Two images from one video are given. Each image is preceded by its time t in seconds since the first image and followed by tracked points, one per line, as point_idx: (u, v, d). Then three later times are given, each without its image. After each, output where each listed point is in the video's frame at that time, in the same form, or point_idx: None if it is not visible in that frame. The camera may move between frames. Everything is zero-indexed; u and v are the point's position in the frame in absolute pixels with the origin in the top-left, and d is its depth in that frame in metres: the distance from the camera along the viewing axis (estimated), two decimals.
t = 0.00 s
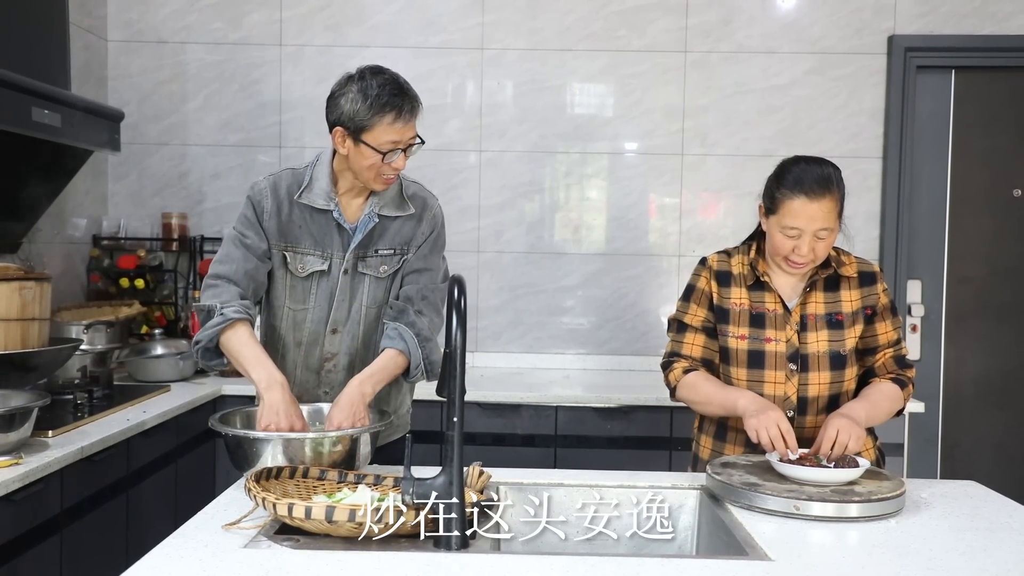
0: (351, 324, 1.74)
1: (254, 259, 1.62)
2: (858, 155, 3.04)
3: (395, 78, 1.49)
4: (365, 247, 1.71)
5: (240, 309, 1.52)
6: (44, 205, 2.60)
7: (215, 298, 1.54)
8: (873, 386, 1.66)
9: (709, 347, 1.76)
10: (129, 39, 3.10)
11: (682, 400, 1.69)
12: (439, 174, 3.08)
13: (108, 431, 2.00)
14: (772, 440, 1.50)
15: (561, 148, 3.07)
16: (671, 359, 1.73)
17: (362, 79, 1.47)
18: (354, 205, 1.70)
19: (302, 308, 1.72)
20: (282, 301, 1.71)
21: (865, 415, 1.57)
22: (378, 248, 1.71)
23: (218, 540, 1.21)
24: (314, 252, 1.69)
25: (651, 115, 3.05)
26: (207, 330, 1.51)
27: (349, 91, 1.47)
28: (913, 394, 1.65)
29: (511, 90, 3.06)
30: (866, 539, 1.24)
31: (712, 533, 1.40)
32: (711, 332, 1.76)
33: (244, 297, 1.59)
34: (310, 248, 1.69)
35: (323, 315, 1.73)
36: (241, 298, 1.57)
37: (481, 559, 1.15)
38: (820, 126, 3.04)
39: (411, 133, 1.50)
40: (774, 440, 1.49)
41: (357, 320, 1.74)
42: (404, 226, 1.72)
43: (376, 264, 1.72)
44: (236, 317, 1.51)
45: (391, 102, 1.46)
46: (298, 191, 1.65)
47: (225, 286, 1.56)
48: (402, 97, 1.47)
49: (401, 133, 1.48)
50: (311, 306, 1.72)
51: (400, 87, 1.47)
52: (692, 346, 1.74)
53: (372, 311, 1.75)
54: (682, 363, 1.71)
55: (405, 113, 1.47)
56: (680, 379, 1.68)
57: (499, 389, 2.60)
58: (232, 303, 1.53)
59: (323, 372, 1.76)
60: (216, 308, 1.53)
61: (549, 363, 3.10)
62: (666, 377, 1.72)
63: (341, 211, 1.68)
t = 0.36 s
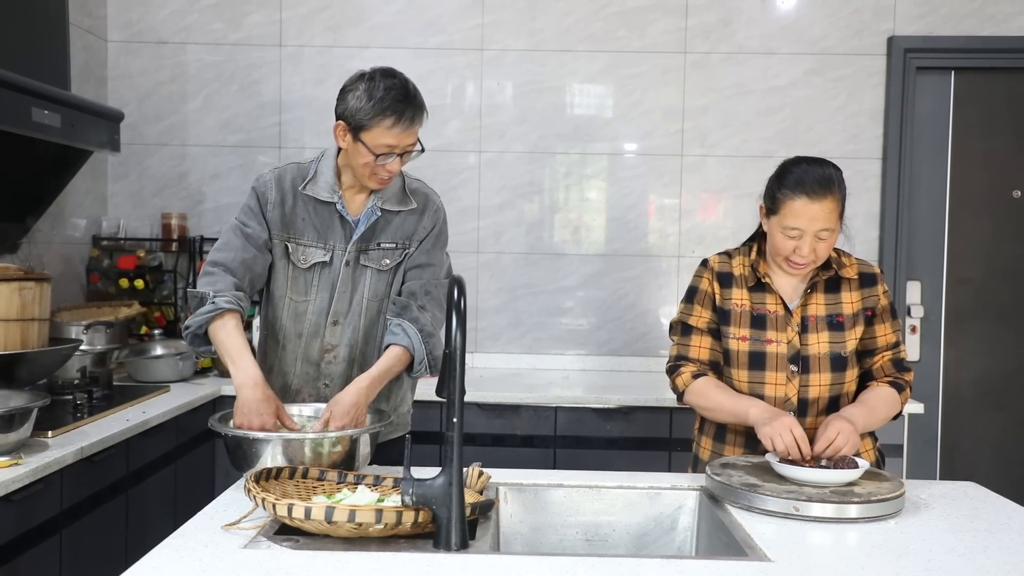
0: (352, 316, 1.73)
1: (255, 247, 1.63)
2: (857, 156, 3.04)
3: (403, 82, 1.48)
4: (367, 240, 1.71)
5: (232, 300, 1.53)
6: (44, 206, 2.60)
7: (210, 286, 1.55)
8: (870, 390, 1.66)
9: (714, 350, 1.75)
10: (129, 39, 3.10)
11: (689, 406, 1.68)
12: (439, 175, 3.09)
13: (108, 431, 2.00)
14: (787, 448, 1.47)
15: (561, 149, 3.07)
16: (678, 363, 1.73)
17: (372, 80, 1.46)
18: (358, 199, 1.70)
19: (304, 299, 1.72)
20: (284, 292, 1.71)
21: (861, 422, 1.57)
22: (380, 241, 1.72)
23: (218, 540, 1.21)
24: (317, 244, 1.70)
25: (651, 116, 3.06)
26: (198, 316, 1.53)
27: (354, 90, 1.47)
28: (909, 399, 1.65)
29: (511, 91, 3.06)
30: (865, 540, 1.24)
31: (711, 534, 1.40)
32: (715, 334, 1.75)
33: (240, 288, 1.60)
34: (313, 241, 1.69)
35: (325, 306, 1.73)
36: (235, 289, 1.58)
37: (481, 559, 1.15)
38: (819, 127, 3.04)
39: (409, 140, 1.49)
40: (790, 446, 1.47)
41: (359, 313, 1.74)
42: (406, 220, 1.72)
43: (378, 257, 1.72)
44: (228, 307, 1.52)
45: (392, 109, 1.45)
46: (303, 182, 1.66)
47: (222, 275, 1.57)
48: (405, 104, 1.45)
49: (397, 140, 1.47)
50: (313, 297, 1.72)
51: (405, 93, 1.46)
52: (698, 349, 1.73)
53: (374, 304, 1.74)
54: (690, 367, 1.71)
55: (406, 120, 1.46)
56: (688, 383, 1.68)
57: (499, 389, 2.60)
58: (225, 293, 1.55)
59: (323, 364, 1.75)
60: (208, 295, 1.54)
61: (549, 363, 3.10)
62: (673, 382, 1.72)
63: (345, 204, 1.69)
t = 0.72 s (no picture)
0: (353, 314, 1.73)
1: (252, 252, 1.65)
2: (857, 156, 3.04)
3: (388, 102, 1.46)
4: (366, 239, 1.71)
5: (224, 309, 1.54)
6: (44, 207, 2.60)
7: (204, 297, 1.57)
8: (875, 387, 1.65)
9: (715, 348, 1.75)
10: (129, 40, 3.10)
11: (688, 404, 1.68)
12: (439, 175, 3.09)
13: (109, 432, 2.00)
14: (774, 443, 1.48)
15: (561, 149, 3.07)
16: (677, 361, 1.73)
17: (360, 91, 1.46)
18: (357, 200, 1.69)
19: (304, 298, 1.72)
20: (284, 292, 1.71)
21: (866, 414, 1.57)
22: (379, 239, 1.72)
23: (218, 541, 1.21)
24: (316, 244, 1.70)
25: (651, 116, 3.06)
26: (195, 325, 1.55)
27: (342, 96, 1.47)
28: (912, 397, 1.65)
29: (510, 91, 3.06)
30: (866, 540, 1.24)
31: (711, 534, 1.40)
32: (716, 333, 1.75)
33: (236, 295, 1.63)
34: (312, 241, 1.69)
35: (325, 305, 1.73)
36: (230, 297, 1.60)
37: (482, 559, 1.15)
38: (819, 127, 3.04)
39: (379, 160, 1.49)
40: (777, 442, 1.47)
41: (359, 311, 1.73)
42: (405, 219, 1.72)
43: (377, 255, 1.72)
44: (220, 317, 1.53)
45: (364, 127, 1.44)
46: (302, 182, 1.66)
47: (220, 287, 1.59)
48: (377, 128, 1.45)
49: (365, 157, 1.48)
50: (313, 297, 1.72)
51: (382, 116, 1.44)
52: (698, 347, 1.74)
53: (374, 302, 1.74)
54: (689, 364, 1.71)
55: (375, 143, 1.46)
56: (686, 380, 1.68)
57: (499, 390, 2.60)
58: (219, 303, 1.56)
59: (324, 362, 1.75)
60: (204, 306, 1.56)
61: (549, 363, 3.10)
62: (674, 380, 1.72)
63: (344, 204, 1.69)
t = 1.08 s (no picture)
0: (351, 312, 1.73)
1: (252, 255, 1.66)
2: (858, 155, 3.04)
3: (376, 99, 1.46)
4: (363, 236, 1.71)
5: (235, 309, 1.56)
6: (44, 206, 2.60)
7: (214, 301, 1.59)
8: (869, 388, 1.66)
9: (719, 347, 1.75)
10: (128, 39, 3.10)
11: (695, 405, 1.68)
12: (439, 174, 3.08)
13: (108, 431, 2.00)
14: (790, 451, 1.46)
15: (561, 149, 3.07)
16: (683, 361, 1.72)
17: (349, 88, 1.46)
18: (352, 198, 1.70)
19: (302, 298, 1.72)
20: (282, 292, 1.71)
21: (859, 419, 1.57)
22: (376, 236, 1.72)
23: (218, 540, 1.20)
24: (313, 243, 1.69)
25: (651, 115, 3.06)
26: (211, 331, 1.56)
27: (330, 95, 1.47)
28: (908, 397, 1.65)
29: (510, 91, 3.06)
30: (866, 539, 1.24)
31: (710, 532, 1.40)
32: (719, 331, 1.75)
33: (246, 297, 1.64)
34: (309, 240, 1.69)
35: (323, 303, 1.73)
36: (239, 299, 1.61)
37: (481, 558, 1.15)
38: (819, 126, 3.04)
39: (369, 156, 1.49)
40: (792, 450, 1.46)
41: (357, 309, 1.73)
42: (401, 215, 1.73)
43: (374, 252, 1.72)
44: (230, 317, 1.55)
45: (353, 124, 1.44)
46: (297, 183, 1.68)
47: (227, 290, 1.61)
48: (365, 125, 1.44)
49: (355, 154, 1.48)
50: (311, 296, 1.72)
51: (370, 113, 1.44)
52: (704, 346, 1.73)
53: (372, 299, 1.74)
54: (695, 364, 1.70)
55: (365, 139, 1.46)
56: (694, 381, 1.67)
57: (499, 389, 2.60)
58: (229, 305, 1.58)
59: (324, 361, 1.75)
60: (214, 311, 1.57)
61: (549, 363, 3.10)
62: (677, 380, 1.71)
63: (339, 203, 1.69)
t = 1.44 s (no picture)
0: (353, 306, 1.72)
1: (253, 249, 1.67)
2: (858, 156, 3.04)
3: (380, 94, 1.46)
4: (366, 232, 1.71)
5: (234, 284, 1.58)
6: (45, 206, 2.61)
7: (213, 280, 1.60)
8: (871, 388, 1.65)
9: (716, 348, 1.75)
10: (129, 39, 3.10)
11: (691, 404, 1.68)
12: (439, 175, 3.09)
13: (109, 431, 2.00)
14: (791, 436, 1.49)
15: (561, 149, 3.07)
16: (678, 361, 1.73)
17: (353, 83, 1.46)
18: (355, 195, 1.71)
19: (304, 294, 1.71)
20: (284, 287, 1.70)
21: (860, 417, 1.57)
22: (380, 232, 1.71)
23: (218, 540, 1.21)
24: (315, 239, 1.69)
25: (651, 116, 3.06)
26: (211, 307, 1.57)
27: (335, 90, 1.48)
28: (909, 398, 1.65)
29: (511, 91, 3.06)
30: (866, 541, 1.24)
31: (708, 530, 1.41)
32: (716, 333, 1.75)
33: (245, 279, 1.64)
34: (312, 236, 1.69)
35: (325, 299, 1.72)
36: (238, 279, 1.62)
37: (482, 559, 1.15)
38: (820, 127, 3.04)
39: (373, 150, 1.49)
40: (792, 435, 1.48)
41: (360, 302, 1.72)
42: (405, 212, 1.73)
43: (378, 248, 1.72)
44: (230, 291, 1.56)
45: (357, 118, 1.44)
46: (301, 178, 1.68)
47: (226, 272, 1.62)
48: (369, 119, 1.45)
49: (359, 148, 1.48)
50: (313, 291, 1.71)
51: (374, 107, 1.45)
52: (699, 347, 1.74)
53: (375, 294, 1.73)
54: (690, 365, 1.71)
55: (369, 132, 1.46)
56: (688, 381, 1.67)
57: (499, 390, 2.60)
58: (228, 282, 1.59)
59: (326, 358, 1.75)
60: (213, 288, 1.59)
61: (549, 363, 3.10)
62: (675, 381, 1.72)
63: (343, 199, 1.70)
